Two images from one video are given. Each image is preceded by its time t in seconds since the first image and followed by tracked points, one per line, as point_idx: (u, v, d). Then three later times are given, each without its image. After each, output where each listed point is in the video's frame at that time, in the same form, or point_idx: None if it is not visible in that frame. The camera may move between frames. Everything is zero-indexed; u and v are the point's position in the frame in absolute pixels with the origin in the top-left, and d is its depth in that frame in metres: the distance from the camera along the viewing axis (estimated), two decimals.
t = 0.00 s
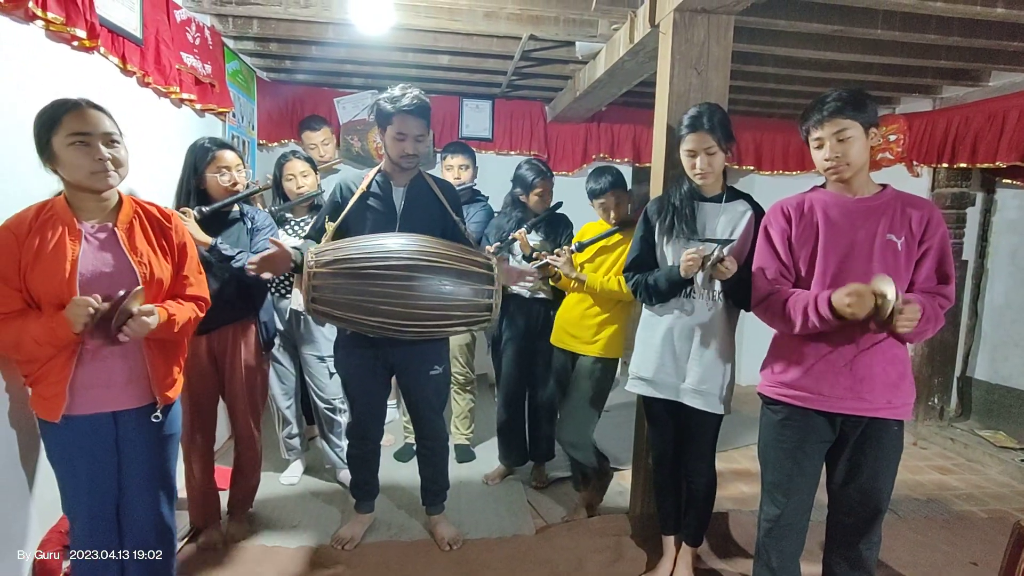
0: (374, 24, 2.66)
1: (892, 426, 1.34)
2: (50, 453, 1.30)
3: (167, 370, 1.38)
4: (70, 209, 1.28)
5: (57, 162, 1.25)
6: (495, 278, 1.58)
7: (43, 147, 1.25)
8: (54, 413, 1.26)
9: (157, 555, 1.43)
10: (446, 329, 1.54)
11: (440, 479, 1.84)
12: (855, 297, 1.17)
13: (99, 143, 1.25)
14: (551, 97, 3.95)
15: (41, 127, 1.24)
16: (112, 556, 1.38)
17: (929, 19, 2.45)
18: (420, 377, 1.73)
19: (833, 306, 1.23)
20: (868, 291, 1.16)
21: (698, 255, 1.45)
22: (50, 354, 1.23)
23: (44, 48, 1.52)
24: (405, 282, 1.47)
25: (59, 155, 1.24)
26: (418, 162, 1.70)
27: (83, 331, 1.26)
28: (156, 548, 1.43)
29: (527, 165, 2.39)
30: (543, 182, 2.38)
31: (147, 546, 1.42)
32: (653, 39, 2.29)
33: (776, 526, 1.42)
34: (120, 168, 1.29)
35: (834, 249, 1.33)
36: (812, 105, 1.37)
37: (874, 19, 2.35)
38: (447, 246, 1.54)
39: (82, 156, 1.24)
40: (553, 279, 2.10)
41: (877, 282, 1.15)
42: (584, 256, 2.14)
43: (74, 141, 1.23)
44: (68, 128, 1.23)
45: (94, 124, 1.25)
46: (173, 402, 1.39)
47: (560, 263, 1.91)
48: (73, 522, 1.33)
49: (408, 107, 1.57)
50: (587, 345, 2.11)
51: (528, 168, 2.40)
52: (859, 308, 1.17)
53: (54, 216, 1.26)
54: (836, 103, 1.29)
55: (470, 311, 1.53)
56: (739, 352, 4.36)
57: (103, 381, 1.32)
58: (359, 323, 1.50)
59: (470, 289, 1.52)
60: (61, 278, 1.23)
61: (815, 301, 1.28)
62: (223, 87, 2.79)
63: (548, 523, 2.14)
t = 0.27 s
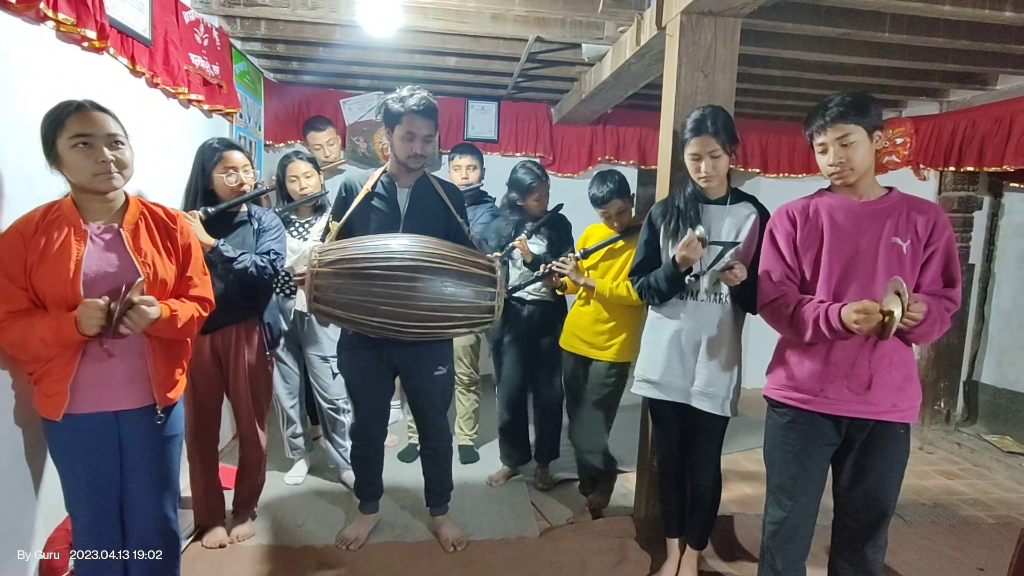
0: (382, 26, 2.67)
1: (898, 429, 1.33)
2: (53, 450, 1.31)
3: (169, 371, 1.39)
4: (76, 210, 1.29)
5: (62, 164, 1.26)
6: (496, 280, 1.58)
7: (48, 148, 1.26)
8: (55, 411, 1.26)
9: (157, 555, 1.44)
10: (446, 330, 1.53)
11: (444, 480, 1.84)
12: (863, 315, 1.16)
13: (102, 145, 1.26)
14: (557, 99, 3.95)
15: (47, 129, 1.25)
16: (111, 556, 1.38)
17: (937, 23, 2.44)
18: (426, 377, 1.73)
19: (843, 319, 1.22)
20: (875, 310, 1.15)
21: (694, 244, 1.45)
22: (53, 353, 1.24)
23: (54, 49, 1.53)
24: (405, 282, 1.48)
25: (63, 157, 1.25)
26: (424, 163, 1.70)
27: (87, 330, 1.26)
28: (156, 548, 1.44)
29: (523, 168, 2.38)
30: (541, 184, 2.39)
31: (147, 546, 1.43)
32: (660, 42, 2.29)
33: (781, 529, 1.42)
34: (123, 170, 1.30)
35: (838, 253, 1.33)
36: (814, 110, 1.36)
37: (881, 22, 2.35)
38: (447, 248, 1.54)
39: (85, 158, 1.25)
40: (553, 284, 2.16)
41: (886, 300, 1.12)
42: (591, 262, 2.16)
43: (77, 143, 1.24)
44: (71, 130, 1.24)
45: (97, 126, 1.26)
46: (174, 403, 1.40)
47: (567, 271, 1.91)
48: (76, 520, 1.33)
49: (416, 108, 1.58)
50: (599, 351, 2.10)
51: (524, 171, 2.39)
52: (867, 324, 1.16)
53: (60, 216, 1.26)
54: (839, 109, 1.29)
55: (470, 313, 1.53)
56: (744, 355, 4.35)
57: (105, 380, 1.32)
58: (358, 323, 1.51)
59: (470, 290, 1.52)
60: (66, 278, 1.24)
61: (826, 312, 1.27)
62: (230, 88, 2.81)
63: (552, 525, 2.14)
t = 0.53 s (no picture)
0: (390, 26, 2.68)
1: (906, 431, 1.33)
2: (61, 446, 1.31)
3: (175, 366, 1.40)
4: (84, 208, 1.30)
5: (72, 162, 1.27)
6: (508, 278, 1.59)
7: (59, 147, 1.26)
8: (63, 407, 1.27)
9: (157, 555, 1.44)
10: (458, 328, 1.55)
11: (450, 480, 1.84)
12: (862, 293, 1.14)
13: (114, 145, 1.27)
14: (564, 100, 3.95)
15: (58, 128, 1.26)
16: (111, 556, 1.38)
17: (946, 25, 2.43)
18: (432, 376, 1.73)
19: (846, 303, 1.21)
20: (875, 286, 1.13)
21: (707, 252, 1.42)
22: (61, 349, 1.25)
23: (67, 48, 1.54)
24: (416, 281, 1.48)
25: (75, 156, 1.26)
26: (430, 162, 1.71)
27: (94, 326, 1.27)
28: (155, 548, 1.44)
29: (526, 168, 2.37)
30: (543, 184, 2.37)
31: (147, 546, 1.43)
32: (668, 43, 2.29)
33: (788, 531, 1.41)
34: (133, 171, 1.31)
35: (847, 254, 1.32)
36: (821, 112, 1.35)
37: (890, 24, 2.34)
38: (460, 246, 1.55)
39: (96, 157, 1.25)
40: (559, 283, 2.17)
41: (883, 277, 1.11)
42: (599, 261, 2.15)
43: (89, 142, 1.25)
44: (83, 129, 1.25)
45: (108, 125, 1.26)
46: (180, 400, 1.41)
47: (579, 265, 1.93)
48: (82, 516, 1.34)
49: (423, 106, 1.59)
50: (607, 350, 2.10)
51: (527, 171, 2.38)
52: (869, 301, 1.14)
53: (68, 214, 1.27)
54: (845, 111, 1.28)
55: (482, 311, 1.54)
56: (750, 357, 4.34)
57: (112, 377, 1.33)
58: (370, 321, 1.51)
59: (482, 288, 1.53)
60: (74, 274, 1.24)
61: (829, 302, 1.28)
62: (239, 88, 2.82)
63: (557, 526, 2.14)
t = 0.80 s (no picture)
0: (397, 26, 2.69)
1: (913, 435, 1.32)
2: (68, 444, 1.32)
3: (181, 364, 1.41)
4: (91, 206, 1.30)
5: (83, 160, 1.28)
6: (520, 276, 1.60)
7: (69, 144, 1.27)
8: (69, 404, 1.27)
9: (157, 555, 1.44)
10: (472, 325, 1.55)
11: (455, 480, 1.84)
12: (879, 281, 1.14)
13: (127, 144, 1.28)
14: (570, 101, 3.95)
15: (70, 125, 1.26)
16: (111, 556, 1.37)
17: (956, 27, 2.42)
18: (438, 376, 1.73)
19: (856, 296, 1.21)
20: (891, 275, 1.14)
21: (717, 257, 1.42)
22: (68, 346, 1.25)
23: (78, 48, 1.56)
24: (428, 279, 1.48)
25: (86, 153, 1.27)
26: (437, 161, 1.71)
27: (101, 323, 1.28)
28: (155, 548, 1.44)
29: (543, 169, 2.39)
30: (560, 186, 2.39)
31: (147, 546, 1.43)
32: (676, 44, 2.28)
33: (794, 534, 1.40)
34: (144, 170, 1.32)
35: (857, 256, 1.32)
36: (829, 116, 1.35)
37: (899, 25, 2.33)
38: (470, 245, 1.55)
39: (108, 156, 1.26)
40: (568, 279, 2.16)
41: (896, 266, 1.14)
42: (606, 263, 2.13)
43: (101, 140, 1.26)
44: (96, 128, 1.25)
45: (120, 124, 1.27)
46: (185, 398, 1.41)
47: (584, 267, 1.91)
48: (87, 514, 1.34)
49: (430, 107, 1.60)
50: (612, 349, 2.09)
51: (545, 172, 2.39)
52: (884, 293, 1.14)
53: (74, 212, 1.27)
54: (853, 116, 1.28)
55: (494, 308, 1.54)
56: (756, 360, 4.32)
57: (118, 374, 1.34)
58: (384, 321, 1.50)
59: (493, 286, 1.53)
60: (81, 271, 1.25)
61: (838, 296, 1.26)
62: (247, 88, 2.83)
63: (562, 527, 2.14)
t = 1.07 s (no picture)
0: (402, 26, 2.69)
1: (918, 438, 1.31)
2: (72, 441, 1.32)
3: (183, 362, 1.41)
4: (94, 204, 1.30)
5: (88, 156, 1.28)
6: (523, 277, 1.59)
7: (74, 140, 1.27)
8: (73, 402, 1.28)
9: (157, 555, 1.43)
10: (475, 326, 1.55)
11: (458, 479, 1.84)
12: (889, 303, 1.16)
13: (134, 142, 1.28)
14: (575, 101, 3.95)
15: (77, 122, 1.26)
16: (112, 556, 1.38)
17: (963, 27, 2.41)
18: (441, 376, 1.73)
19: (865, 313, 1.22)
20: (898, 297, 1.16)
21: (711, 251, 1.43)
22: (71, 344, 1.26)
23: (84, 47, 1.56)
24: (431, 280, 1.48)
25: (92, 150, 1.27)
26: (440, 160, 1.71)
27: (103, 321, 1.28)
28: (156, 548, 1.43)
29: (560, 171, 2.36)
30: (576, 188, 2.36)
31: (147, 546, 1.43)
32: (681, 44, 2.28)
33: (797, 536, 1.40)
34: (149, 168, 1.32)
35: (864, 258, 1.31)
36: (836, 116, 1.34)
37: (905, 26, 2.32)
38: (475, 245, 1.55)
39: (114, 153, 1.26)
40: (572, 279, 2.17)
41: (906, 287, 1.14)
42: (612, 265, 2.13)
43: (109, 138, 1.26)
44: (104, 126, 1.26)
45: (127, 122, 1.28)
46: (189, 396, 1.42)
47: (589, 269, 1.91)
48: (92, 512, 1.35)
49: (434, 106, 1.60)
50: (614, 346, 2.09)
51: (561, 173, 2.36)
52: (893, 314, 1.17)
53: (76, 211, 1.28)
54: (859, 117, 1.27)
55: (497, 308, 1.54)
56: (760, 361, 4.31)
57: (121, 372, 1.34)
58: (388, 320, 1.51)
59: (497, 286, 1.53)
60: (83, 270, 1.25)
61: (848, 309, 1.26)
62: (252, 87, 2.84)
63: (564, 527, 2.14)
